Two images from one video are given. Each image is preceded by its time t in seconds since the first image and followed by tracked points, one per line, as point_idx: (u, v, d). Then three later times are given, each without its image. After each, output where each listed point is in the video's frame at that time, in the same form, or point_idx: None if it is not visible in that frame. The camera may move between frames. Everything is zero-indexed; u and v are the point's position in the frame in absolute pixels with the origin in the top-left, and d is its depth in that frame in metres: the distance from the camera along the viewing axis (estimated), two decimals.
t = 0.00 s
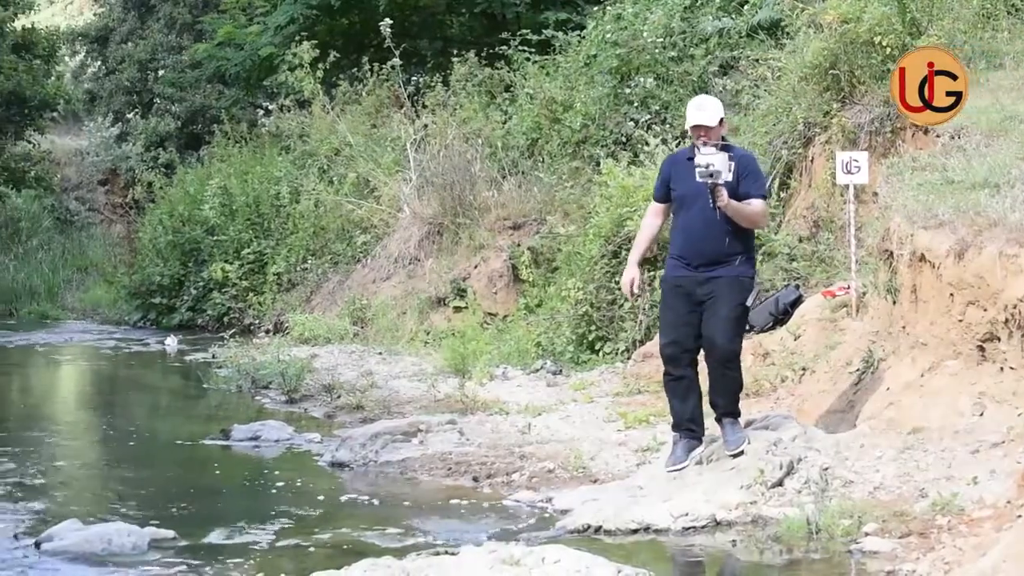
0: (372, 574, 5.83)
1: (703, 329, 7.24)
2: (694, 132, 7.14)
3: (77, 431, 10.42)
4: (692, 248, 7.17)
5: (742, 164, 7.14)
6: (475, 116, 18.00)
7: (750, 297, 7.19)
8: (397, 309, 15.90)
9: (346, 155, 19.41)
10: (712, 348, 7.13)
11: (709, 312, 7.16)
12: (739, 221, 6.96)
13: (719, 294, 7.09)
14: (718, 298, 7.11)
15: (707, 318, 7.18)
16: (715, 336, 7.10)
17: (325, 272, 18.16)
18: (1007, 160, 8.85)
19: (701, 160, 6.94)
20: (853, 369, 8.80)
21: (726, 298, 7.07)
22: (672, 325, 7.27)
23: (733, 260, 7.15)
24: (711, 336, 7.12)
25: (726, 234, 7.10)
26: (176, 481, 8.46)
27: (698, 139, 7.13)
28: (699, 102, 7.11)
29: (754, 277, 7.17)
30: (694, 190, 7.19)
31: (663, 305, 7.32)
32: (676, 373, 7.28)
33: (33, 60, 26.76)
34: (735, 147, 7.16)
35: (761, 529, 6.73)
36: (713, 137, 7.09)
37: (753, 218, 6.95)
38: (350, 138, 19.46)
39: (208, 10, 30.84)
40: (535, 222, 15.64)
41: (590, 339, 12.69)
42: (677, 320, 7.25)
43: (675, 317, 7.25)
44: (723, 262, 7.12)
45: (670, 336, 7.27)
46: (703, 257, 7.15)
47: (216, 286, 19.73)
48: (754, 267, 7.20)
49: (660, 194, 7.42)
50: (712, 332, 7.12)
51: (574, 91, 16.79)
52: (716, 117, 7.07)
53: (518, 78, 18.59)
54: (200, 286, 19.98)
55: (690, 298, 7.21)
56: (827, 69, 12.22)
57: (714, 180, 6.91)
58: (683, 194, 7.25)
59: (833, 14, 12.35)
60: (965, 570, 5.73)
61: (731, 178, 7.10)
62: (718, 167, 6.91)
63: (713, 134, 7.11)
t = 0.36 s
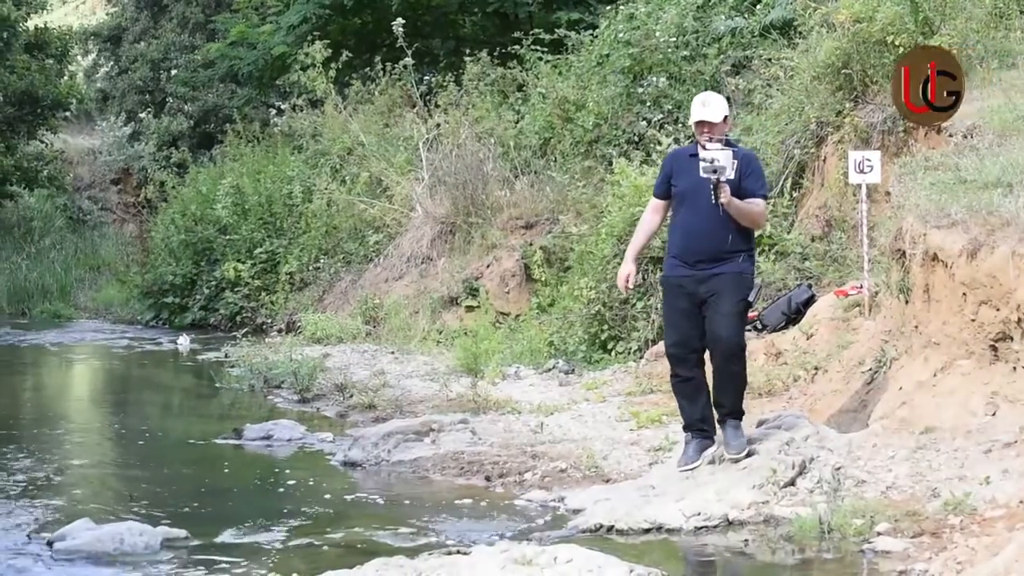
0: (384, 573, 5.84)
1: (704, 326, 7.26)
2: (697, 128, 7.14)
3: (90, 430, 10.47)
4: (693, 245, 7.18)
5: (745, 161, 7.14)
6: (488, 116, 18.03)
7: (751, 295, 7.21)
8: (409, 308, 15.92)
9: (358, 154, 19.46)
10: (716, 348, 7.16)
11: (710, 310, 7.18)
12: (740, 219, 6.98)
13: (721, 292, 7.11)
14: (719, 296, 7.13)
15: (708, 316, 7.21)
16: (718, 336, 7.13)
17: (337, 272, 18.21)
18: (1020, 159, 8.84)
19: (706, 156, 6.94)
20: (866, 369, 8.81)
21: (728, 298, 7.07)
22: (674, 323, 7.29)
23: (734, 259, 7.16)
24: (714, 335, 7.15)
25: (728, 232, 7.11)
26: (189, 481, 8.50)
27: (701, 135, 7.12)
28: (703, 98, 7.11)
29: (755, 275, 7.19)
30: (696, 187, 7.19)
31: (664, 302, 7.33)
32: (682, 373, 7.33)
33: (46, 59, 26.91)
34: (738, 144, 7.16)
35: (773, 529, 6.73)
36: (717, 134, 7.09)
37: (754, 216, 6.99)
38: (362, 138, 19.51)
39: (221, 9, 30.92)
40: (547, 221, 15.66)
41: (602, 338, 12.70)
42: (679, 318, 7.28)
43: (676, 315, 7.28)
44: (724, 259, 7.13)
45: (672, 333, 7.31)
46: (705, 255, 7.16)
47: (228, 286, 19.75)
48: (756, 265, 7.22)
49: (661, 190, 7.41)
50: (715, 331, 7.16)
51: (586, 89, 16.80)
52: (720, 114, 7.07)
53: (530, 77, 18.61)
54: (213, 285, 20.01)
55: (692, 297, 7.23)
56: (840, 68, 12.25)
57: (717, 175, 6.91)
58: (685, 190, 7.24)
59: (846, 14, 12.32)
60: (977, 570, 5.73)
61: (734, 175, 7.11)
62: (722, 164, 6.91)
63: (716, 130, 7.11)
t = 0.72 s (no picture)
0: (391, 572, 5.85)
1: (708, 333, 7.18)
2: (701, 131, 7.11)
3: (97, 430, 10.49)
4: (695, 248, 7.11)
5: (749, 164, 7.06)
6: (495, 115, 18.05)
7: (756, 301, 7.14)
8: (416, 307, 15.92)
9: (365, 154, 19.48)
10: (720, 354, 7.11)
11: (713, 315, 7.10)
12: (743, 223, 6.92)
13: (722, 297, 7.04)
14: (722, 302, 7.06)
15: (712, 322, 7.13)
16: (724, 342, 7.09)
17: (344, 271, 18.23)
18: None
19: (707, 155, 6.89)
20: (873, 369, 8.80)
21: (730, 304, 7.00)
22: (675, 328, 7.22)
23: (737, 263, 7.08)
24: (718, 340, 7.10)
25: (731, 235, 7.04)
26: (195, 480, 8.50)
27: (705, 136, 7.08)
28: (708, 100, 7.09)
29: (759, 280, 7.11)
30: (699, 189, 7.12)
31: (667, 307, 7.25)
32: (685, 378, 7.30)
33: (53, 59, 26.97)
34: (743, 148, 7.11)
35: (780, 528, 6.73)
36: (721, 136, 7.06)
37: (755, 219, 6.91)
38: (369, 137, 19.54)
39: (228, 9, 30.94)
40: (554, 221, 15.66)
41: (609, 338, 12.70)
42: (681, 323, 7.20)
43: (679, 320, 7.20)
44: (728, 264, 7.06)
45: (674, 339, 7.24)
46: (707, 259, 7.08)
47: (234, 285, 19.74)
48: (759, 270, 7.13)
49: (665, 193, 7.35)
50: (719, 338, 7.10)
51: (593, 89, 16.80)
52: (725, 117, 7.05)
53: (537, 76, 18.63)
54: (219, 284, 20.01)
55: (693, 300, 7.15)
56: (847, 68, 12.23)
57: (717, 174, 6.85)
58: (688, 193, 7.17)
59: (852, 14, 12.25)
60: (984, 569, 5.72)
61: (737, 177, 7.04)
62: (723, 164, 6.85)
63: (721, 133, 7.08)
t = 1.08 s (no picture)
0: (405, 571, 5.87)
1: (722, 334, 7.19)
2: (717, 130, 7.12)
3: (112, 427, 10.54)
4: (709, 248, 7.12)
5: (765, 164, 7.07)
6: (508, 113, 18.07)
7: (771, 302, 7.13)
8: (429, 305, 15.94)
9: (378, 152, 19.53)
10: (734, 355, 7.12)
11: (728, 316, 7.11)
12: (755, 222, 6.91)
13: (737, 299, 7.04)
14: (737, 303, 7.06)
15: (727, 323, 7.14)
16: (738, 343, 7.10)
17: (357, 270, 18.27)
18: None
19: (718, 152, 6.90)
20: (887, 367, 8.80)
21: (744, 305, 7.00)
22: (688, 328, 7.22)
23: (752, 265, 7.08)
24: (733, 341, 7.11)
25: (745, 235, 7.04)
26: (209, 478, 8.54)
27: (720, 136, 7.09)
28: (724, 100, 7.10)
29: (774, 281, 7.10)
30: (715, 188, 7.13)
31: (681, 308, 7.27)
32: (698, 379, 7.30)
33: (65, 58, 26.90)
34: (759, 148, 7.11)
35: (794, 527, 6.74)
36: (737, 136, 7.05)
37: (768, 219, 6.90)
38: (382, 135, 19.60)
39: (241, 7, 30.99)
40: (568, 219, 15.68)
41: (622, 336, 12.72)
42: (696, 324, 7.21)
43: (693, 321, 7.21)
44: (742, 264, 7.06)
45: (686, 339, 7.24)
46: (721, 259, 7.09)
47: (248, 283, 19.78)
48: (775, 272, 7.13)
49: (683, 194, 7.37)
50: (734, 339, 7.10)
51: (607, 87, 16.79)
52: (741, 116, 7.04)
53: (551, 75, 18.65)
54: (233, 283, 20.05)
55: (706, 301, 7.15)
56: (860, 66, 12.21)
57: (728, 173, 6.85)
58: (704, 192, 7.19)
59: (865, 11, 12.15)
60: (998, 568, 5.72)
61: (752, 177, 7.05)
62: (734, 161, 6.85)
63: (736, 132, 7.07)
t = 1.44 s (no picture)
0: (424, 571, 5.89)
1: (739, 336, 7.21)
2: (730, 132, 7.12)
3: (133, 427, 10.60)
4: (725, 250, 7.14)
5: (779, 166, 7.09)
6: (527, 113, 18.06)
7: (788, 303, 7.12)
8: (448, 305, 15.96)
9: (397, 151, 19.59)
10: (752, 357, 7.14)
11: (744, 318, 7.12)
12: (768, 223, 6.91)
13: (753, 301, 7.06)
14: (753, 305, 7.07)
15: (743, 325, 7.15)
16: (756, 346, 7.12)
17: (376, 269, 18.31)
18: None
19: (729, 154, 6.90)
20: (905, 367, 8.79)
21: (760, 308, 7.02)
22: (705, 331, 7.24)
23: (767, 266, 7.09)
24: (751, 343, 7.12)
25: (760, 236, 7.04)
26: (229, 477, 8.58)
27: (734, 138, 7.10)
28: (737, 102, 7.10)
29: (790, 283, 7.10)
30: (729, 190, 7.15)
31: (698, 311, 7.29)
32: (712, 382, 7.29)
33: (84, 57, 26.64)
34: (773, 149, 7.11)
35: (813, 526, 6.74)
36: (750, 138, 7.04)
37: (782, 221, 6.91)
38: (401, 134, 19.65)
39: (260, 6, 31.07)
40: (587, 218, 15.66)
41: (641, 336, 12.73)
42: (712, 327, 7.22)
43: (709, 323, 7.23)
44: (757, 266, 7.07)
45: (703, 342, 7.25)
46: (736, 261, 7.10)
47: (267, 282, 19.83)
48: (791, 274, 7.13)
49: (699, 196, 7.39)
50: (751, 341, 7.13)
51: (626, 86, 16.80)
52: (754, 118, 7.03)
53: (569, 74, 18.65)
54: (252, 282, 20.09)
55: (722, 304, 7.17)
56: (880, 66, 12.21)
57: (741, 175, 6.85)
58: (719, 194, 7.20)
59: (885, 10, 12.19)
60: (1019, 568, 5.71)
61: (767, 179, 7.06)
62: (745, 163, 6.85)
63: (750, 135, 7.06)
